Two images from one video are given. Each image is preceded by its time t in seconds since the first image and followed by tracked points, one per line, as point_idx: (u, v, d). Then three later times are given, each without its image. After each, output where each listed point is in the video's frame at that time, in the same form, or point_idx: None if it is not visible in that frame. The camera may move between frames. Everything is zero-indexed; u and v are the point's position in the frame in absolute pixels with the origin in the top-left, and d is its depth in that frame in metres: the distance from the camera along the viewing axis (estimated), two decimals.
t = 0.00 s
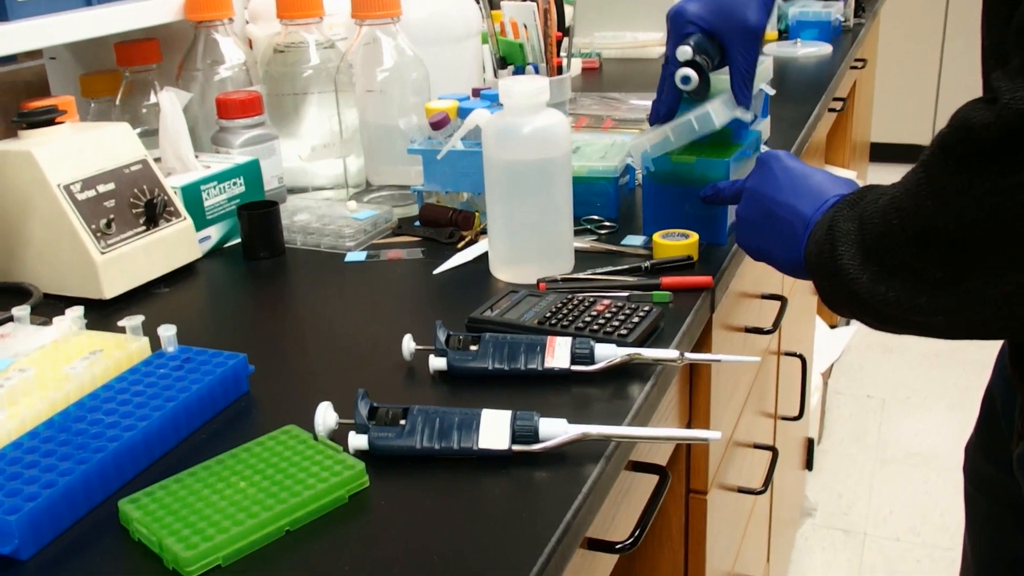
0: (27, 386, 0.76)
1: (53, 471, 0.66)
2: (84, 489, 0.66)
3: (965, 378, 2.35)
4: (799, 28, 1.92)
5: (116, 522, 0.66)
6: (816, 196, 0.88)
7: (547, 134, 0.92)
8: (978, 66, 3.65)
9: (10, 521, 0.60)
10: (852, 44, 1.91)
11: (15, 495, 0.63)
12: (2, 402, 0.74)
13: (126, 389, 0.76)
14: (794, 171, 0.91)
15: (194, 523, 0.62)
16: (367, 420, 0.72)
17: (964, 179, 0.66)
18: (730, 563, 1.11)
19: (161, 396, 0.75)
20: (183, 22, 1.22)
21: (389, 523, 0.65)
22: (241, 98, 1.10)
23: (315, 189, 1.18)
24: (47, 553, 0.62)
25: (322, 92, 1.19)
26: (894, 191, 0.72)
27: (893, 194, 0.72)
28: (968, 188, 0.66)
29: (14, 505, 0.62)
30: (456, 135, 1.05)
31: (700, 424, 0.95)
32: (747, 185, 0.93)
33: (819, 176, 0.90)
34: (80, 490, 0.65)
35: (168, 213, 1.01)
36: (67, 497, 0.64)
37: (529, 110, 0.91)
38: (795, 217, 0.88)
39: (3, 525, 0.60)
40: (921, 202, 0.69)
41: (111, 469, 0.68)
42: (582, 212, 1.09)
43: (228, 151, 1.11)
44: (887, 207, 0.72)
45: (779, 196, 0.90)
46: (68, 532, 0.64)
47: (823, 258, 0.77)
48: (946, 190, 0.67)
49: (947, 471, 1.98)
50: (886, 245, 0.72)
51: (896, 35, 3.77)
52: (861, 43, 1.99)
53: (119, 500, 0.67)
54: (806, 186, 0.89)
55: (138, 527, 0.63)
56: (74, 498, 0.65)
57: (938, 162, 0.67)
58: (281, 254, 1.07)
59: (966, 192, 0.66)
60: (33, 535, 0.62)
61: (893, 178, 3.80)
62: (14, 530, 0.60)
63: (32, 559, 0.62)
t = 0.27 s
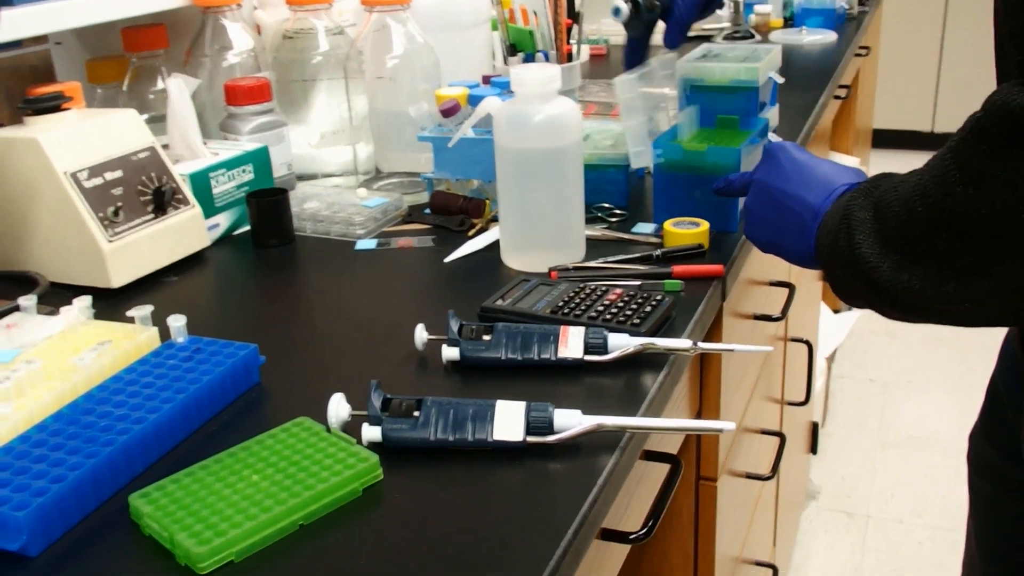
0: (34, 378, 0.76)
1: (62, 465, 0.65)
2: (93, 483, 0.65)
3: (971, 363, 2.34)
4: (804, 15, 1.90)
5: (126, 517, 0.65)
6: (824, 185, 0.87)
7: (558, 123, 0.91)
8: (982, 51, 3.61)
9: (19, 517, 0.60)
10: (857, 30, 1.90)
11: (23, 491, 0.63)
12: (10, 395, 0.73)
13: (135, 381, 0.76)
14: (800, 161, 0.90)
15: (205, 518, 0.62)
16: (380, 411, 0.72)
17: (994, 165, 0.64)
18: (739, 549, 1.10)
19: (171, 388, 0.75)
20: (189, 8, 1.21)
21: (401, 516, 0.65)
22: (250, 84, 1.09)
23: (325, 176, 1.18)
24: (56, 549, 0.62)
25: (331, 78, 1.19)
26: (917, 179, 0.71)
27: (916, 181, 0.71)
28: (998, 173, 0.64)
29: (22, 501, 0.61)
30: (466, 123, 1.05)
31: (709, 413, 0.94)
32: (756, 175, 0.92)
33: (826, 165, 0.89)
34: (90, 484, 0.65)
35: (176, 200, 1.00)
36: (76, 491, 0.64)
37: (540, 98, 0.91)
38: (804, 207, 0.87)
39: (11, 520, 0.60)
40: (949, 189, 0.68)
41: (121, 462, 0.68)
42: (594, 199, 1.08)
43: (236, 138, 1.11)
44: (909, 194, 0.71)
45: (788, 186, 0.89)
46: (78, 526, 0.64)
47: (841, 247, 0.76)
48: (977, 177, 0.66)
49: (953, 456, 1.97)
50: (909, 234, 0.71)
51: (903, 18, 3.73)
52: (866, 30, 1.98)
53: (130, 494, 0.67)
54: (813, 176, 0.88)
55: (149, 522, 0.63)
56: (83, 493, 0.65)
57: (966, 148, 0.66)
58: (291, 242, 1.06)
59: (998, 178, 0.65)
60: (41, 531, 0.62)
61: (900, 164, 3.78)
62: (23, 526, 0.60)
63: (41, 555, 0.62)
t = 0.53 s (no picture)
0: (47, 372, 0.76)
1: (78, 461, 0.65)
2: (109, 479, 0.65)
3: (969, 350, 2.35)
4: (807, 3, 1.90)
5: (143, 513, 0.66)
6: (837, 174, 0.88)
7: (568, 115, 0.91)
8: (980, 37, 3.61)
9: (36, 515, 0.60)
10: (859, 18, 1.89)
11: (39, 487, 0.63)
12: (23, 389, 0.73)
13: (148, 375, 0.76)
14: (813, 149, 0.90)
15: (223, 514, 0.62)
16: (397, 406, 0.72)
17: None
18: (746, 537, 1.10)
19: (185, 382, 0.75)
20: None
21: (419, 511, 0.65)
22: (257, 74, 1.09)
23: (332, 166, 1.19)
24: (73, 545, 0.63)
25: (338, 68, 1.20)
26: (941, 167, 0.71)
27: (940, 170, 0.71)
28: None
29: (39, 498, 0.61)
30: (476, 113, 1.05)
31: (718, 405, 0.94)
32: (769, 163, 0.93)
33: (840, 154, 0.89)
34: (106, 479, 0.65)
35: (185, 190, 1.00)
36: (93, 487, 0.64)
37: (551, 90, 0.91)
38: (816, 195, 0.87)
39: (28, 518, 0.60)
40: (976, 179, 0.67)
41: (136, 457, 0.68)
42: (603, 189, 1.09)
43: (244, 128, 1.11)
44: (933, 183, 0.71)
45: (801, 174, 0.89)
46: (95, 522, 0.65)
47: (862, 236, 0.76)
48: (1006, 167, 0.65)
49: (952, 442, 1.99)
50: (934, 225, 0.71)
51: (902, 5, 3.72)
52: (867, 18, 1.97)
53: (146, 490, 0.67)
54: (825, 164, 0.89)
55: (166, 518, 0.63)
56: (99, 489, 0.65)
57: (996, 138, 0.66)
58: (299, 233, 1.06)
59: None
60: (58, 528, 0.62)
61: (897, 151, 3.78)
62: (40, 523, 0.60)
63: (58, 552, 0.62)
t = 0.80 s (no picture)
0: (57, 368, 0.76)
1: (90, 458, 0.66)
2: (121, 476, 0.66)
3: (973, 339, 2.35)
4: None
5: (155, 510, 0.66)
6: (847, 166, 0.87)
7: (575, 107, 0.91)
8: (981, 26, 3.59)
9: (48, 512, 0.60)
10: (862, 9, 1.89)
11: (51, 485, 0.63)
12: (34, 386, 0.74)
13: (159, 371, 0.76)
14: (824, 141, 0.90)
15: (236, 511, 0.63)
16: (408, 400, 0.73)
17: None
18: (755, 529, 1.10)
19: (195, 378, 0.75)
20: None
21: (431, 506, 0.65)
22: (263, 68, 1.10)
23: (338, 160, 1.20)
24: (86, 543, 0.63)
25: (343, 61, 1.21)
26: (950, 156, 0.71)
27: (949, 159, 0.71)
28: None
29: (51, 495, 0.62)
30: (482, 106, 1.05)
31: (727, 396, 0.94)
32: (779, 156, 0.93)
33: (851, 146, 0.89)
34: (117, 476, 0.65)
35: (192, 185, 1.00)
36: (104, 484, 0.64)
37: (558, 82, 0.91)
38: (826, 187, 0.87)
39: (40, 515, 0.61)
40: (983, 168, 0.67)
41: (148, 454, 0.68)
42: (610, 181, 1.09)
43: (250, 122, 1.11)
44: (941, 172, 0.71)
45: (810, 167, 0.89)
46: (107, 520, 0.65)
47: (870, 226, 0.77)
48: (1013, 156, 0.65)
49: (956, 432, 1.99)
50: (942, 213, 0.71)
51: None
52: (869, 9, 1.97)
53: (158, 486, 0.68)
54: (836, 156, 0.89)
55: (179, 515, 0.63)
56: (111, 486, 0.65)
57: (1004, 126, 0.65)
58: (306, 228, 1.06)
59: None
60: (71, 526, 0.62)
61: (899, 141, 3.78)
62: (52, 521, 0.60)
63: (70, 550, 0.62)
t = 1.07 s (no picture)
0: (64, 365, 0.76)
1: (99, 455, 0.66)
2: (130, 473, 0.66)
3: (973, 331, 2.36)
4: None
5: (165, 506, 0.66)
6: (857, 160, 0.88)
7: (581, 102, 0.91)
8: (980, 18, 3.59)
9: (59, 510, 0.61)
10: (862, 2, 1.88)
11: (62, 482, 0.63)
12: (42, 384, 0.74)
13: (167, 368, 0.77)
14: (834, 135, 0.91)
15: (247, 507, 0.63)
16: (416, 396, 0.73)
17: None
18: (759, 521, 1.11)
19: (203, 375, 0.75)
20: None
21: (440, 501, 0.66)
22: (265, 65, 1.10)
23: (341, 156, 1.21)
24: (96, 540, 0.63)
25: (345, 59, 1.22)
26: (961, 151, 0.71)
27: (961, 153, 0.71)
28: None
29: (61, 493, 0.62)
30: (485, 102, 1.05)
31: (732, 389, 0.94)
32: (788, 149, 0.93)
33: (860, 140, 0.90)
34: (127, 473, 0.66)
35: (196, 182, 1.00)
36: (114, 481, 0.65)
37: (563, 77, 0.91)
38: (836, 182, 0.88)
39: (51, 513, 0.61)
40: (996, 163, 0.68)
41: (157, 451, 0.68)
42: (612, 176, 1.09)
43: (253, 119, 1.11)
44: (953, 166, 0.71)
45: (819, 161, 0.90)
46: (117, 517, 0.65)
47: (881, 220, 0.77)
48: None
49: (957, 425, 1.99)
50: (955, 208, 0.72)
51: None
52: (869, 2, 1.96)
53: (167, 483, 0.68)
54: (845, 150, 0.89)
55: (189, 512, 0.63)
56: (121, 483, 0.65)
57: (1015, 121, 0.66)
58: (310, 224, 1.07)
59: None
60: (81, 523, 0.62)
61: (898, 133, 3.78)
62: (63, 518, 0.61)
63: (81, 547, 0.63)
